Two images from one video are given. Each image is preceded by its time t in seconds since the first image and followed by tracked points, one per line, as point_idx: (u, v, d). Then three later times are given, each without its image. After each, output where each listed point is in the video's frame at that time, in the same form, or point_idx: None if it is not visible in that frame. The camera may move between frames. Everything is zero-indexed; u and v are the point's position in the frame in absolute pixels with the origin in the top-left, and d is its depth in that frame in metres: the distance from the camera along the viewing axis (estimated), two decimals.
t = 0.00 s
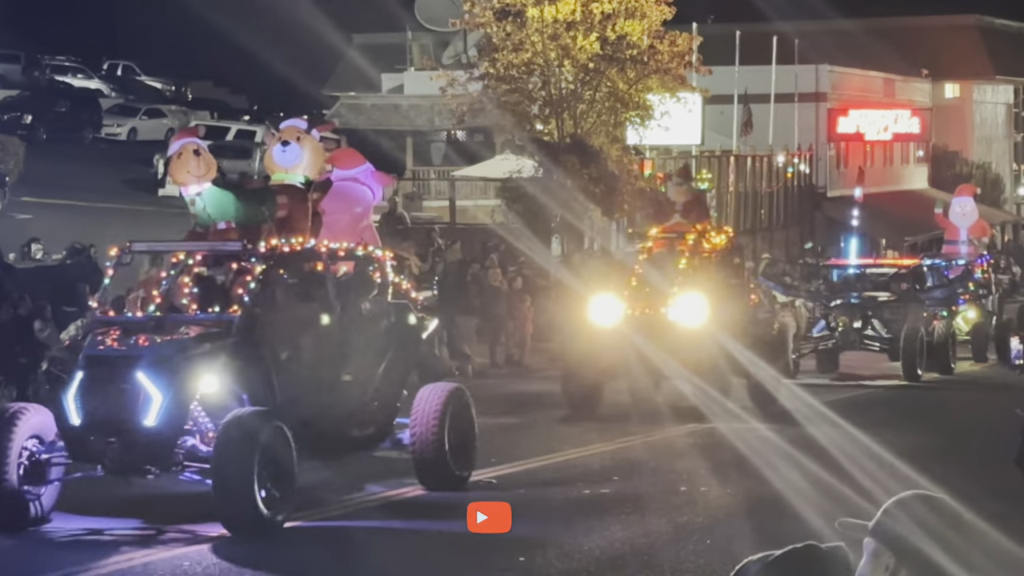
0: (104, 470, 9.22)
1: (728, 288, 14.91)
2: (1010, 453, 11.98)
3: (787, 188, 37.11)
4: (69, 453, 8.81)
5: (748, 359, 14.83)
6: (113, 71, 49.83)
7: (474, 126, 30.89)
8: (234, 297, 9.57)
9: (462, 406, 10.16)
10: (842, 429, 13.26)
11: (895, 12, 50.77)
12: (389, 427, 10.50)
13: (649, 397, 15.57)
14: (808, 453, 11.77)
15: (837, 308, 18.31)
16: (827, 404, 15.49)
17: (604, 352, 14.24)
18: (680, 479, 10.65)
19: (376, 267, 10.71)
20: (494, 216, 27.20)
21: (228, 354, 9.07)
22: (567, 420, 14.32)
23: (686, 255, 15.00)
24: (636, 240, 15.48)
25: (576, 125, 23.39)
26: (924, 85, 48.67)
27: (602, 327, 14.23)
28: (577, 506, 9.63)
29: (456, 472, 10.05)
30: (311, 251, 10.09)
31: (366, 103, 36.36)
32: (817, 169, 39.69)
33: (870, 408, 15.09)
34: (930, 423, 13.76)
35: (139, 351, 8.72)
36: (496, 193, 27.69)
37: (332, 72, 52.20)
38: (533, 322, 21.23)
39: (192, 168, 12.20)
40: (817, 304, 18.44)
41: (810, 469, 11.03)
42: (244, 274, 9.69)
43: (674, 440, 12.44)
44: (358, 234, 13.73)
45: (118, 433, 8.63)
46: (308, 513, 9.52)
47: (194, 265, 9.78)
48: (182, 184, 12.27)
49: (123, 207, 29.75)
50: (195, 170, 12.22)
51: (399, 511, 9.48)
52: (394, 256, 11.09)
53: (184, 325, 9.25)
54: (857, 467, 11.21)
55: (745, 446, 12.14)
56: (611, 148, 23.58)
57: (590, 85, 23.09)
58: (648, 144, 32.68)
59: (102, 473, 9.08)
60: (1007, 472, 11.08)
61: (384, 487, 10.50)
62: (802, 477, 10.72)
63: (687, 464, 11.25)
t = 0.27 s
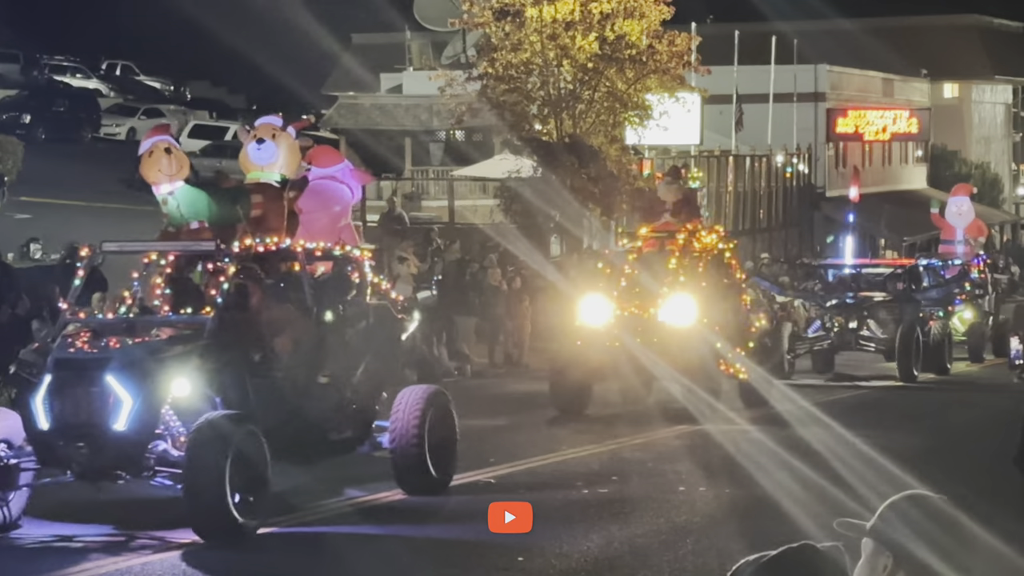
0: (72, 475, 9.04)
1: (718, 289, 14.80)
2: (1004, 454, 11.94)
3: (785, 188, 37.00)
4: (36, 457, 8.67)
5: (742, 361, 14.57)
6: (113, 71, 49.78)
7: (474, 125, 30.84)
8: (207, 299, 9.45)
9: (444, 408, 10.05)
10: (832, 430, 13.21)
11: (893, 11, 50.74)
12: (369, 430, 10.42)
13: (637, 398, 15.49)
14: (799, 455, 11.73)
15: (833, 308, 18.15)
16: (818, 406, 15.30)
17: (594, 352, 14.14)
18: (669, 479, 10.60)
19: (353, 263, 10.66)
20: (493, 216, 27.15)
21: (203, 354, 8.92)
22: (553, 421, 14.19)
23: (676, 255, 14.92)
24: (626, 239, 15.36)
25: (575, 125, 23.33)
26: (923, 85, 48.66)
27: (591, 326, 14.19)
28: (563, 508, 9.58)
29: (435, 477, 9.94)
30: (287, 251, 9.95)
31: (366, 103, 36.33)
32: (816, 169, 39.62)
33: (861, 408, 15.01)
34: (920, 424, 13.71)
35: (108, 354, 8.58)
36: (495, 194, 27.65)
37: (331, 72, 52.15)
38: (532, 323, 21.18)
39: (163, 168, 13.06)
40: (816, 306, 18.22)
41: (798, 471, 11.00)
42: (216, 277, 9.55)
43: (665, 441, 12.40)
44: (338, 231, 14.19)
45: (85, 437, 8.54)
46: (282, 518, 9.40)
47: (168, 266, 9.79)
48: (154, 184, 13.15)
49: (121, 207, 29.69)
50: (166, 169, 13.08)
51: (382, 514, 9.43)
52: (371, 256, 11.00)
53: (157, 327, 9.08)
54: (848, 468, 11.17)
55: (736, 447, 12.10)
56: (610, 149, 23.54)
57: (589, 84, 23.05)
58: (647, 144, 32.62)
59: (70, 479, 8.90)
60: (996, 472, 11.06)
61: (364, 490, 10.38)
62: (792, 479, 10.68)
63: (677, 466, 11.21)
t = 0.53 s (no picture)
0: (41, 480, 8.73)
1: (707, 290, 14.60)
2: (1000, 457, 11.85)
3: (784, 189, 36.87)
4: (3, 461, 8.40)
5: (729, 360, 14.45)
6: (113, 71, 49.67)
7: (473, 125, 30.70)
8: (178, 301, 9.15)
9: (425, 413, 9.73)
10: (826, 433, 13.06)
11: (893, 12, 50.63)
12: (345, 433, 10.10)
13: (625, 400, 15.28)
14: (791, 458, 11.62)
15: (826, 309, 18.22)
16: (807, 405, 15.18)
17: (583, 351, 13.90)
18: (659, 484, 10.45)
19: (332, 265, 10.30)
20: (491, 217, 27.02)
21: (173, 357, 8.61)
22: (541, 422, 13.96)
23: (665, 255, 14.73)
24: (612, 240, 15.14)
25: (573, 125, 23.17)
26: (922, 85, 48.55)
27: (578, 326, 14.00)
28: (552, 513, 9.43)
29: (416, 482, 9.67)
30: (262, 251, 9.50)
31: (364, 102, 36.22)
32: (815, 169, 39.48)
33: (852, 411, 14.82)
34: (914, 426, 13.55)
35: (75, 355, 8.28)
36: (493, 193, 27.54)
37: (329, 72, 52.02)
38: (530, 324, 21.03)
39: (135, 166, 13.42)
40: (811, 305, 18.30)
41: (791, 475, 10.86)
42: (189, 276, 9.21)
43: (656, 444, 12.26)
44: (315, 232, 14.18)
45: (53, 442, 8.25)
46: (256, 523, 9.11)
47: (136, 266, 9.57)
48: (126, 182, 13.47)
49: (117, 206, 29.55)
50: (138, 167, 13.44)
51: (366, 518, 9.28)
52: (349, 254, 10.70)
53: (128, 329, 8.81)
54: (840, 473, 11.04)
55: (727, 450, 11.98)
56: (609, 148, 23.41)
57: (588, 84, 22.97)
58: (646, 143, 32.48)
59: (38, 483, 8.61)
60: (992, 477, 10.94)
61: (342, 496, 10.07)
62: (785, 482, 10.56)
63: (667, 469, 11.08)
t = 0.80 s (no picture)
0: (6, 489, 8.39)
1: (696, 290, 14.47)
2: (992, 458, 11.83)
3: (782, 189, 36.79)
4: None
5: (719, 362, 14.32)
6: (111, 71, 49.58)
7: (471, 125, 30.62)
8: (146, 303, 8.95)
9: (402, 418, 9.64)
10: (817, 435, 12.99)
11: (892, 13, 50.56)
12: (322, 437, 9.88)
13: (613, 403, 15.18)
14: (781, 460, 11.60)
15: (821, 309, 17.97)
16: (798, 407, 15.11)
17: (570, 354, 13.80)
18: (648, 486, 10.39)
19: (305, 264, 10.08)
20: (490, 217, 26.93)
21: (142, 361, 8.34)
22: (528, 424, 13.84)
23: (654, 255, 14.60)
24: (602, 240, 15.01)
25: (572, 125, 23.06)
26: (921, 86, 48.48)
27: (566, 328, 13.82)
28: (538, 515, 9.36)
29: (394, 487, 9.52)
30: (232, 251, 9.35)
31: (362, 103, 36.15)
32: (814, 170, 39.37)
33: (843, 412, 14.73)
34: (905, 428, 13.49)
35: (39, 359, 8.00)
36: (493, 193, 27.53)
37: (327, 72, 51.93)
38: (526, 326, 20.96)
39: (104, 164, 13.05)
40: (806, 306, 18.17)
41: (781, 477, 10.79)
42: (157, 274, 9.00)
43: (647, 446, 12.20)
44: (290, 231, 14.26)
45: (20, 447, 7.92)
46: (229, 531, 8.96)
47: (103, 267, 9.18)
48: (96, 180, 13.11)
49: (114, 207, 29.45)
50: (108, 165, 13.06)
51: (348, 521, 9.20)
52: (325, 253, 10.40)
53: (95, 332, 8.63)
54: (831, 475, 10.98)
55: (717, 451, 11.95)
56: (608, 149, 23.33)
57: (587, 84, 22.88)
58: (644, 145, 32.40)
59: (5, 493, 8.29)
60: (984, 479, 10.89)
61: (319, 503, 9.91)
62: (774, 484, 10.55)
63: (654, 471, 11.05)
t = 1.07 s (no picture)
0: None
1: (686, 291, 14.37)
2: (985, 461, 11.76)
3: (780, 189, 36.72)
4: None
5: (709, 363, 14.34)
6: (109, 72, 49.54)
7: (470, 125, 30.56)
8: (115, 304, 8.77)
9: (379, 423, 9.48)
10: (809, 438, 12.91)
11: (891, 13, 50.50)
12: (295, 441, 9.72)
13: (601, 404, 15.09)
14: (772, 463, 11.53)
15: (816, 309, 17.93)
16: (789, 410, 15.00)
17: (558, 356, 13.69)
18: (637, 490, 10.32)
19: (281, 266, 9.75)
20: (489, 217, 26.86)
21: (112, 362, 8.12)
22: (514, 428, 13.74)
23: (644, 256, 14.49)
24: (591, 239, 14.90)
25: (570, 127, 22.97)
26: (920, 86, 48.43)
27: (552, 329, 13.70)
28: (522, 518, 9.28)
29: (369, 491, 9.39)
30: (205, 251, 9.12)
31: (360, 103, 36.11)
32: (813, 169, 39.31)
33: (833, 414, 14.67)
34: (896, 431, 13.42)
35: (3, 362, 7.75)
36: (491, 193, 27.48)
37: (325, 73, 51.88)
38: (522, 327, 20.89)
39: (69, 163, 14.10)
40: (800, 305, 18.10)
41: (770, 481, 10.73)
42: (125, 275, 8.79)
43: (636, 449, 12.12)
44: (262, 231, 14.47)
45: None
46: (199, 538, 8.82)
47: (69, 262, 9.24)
48: (61, 179, 14.19)
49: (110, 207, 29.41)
50: (72, 165, 14.12)
51: (327, 526, 9.11)
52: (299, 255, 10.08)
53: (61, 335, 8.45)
54: (821, 478, 10.92)
55: (707, 454, 11.88)
56: (607, 150, 23.24)
57: (586, 85, 22.81)
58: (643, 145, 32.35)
59: None
60: (975, 482, 10.83)
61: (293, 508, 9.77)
62: (765, 487, 10.47)
63: (643, 473, 10.98)
